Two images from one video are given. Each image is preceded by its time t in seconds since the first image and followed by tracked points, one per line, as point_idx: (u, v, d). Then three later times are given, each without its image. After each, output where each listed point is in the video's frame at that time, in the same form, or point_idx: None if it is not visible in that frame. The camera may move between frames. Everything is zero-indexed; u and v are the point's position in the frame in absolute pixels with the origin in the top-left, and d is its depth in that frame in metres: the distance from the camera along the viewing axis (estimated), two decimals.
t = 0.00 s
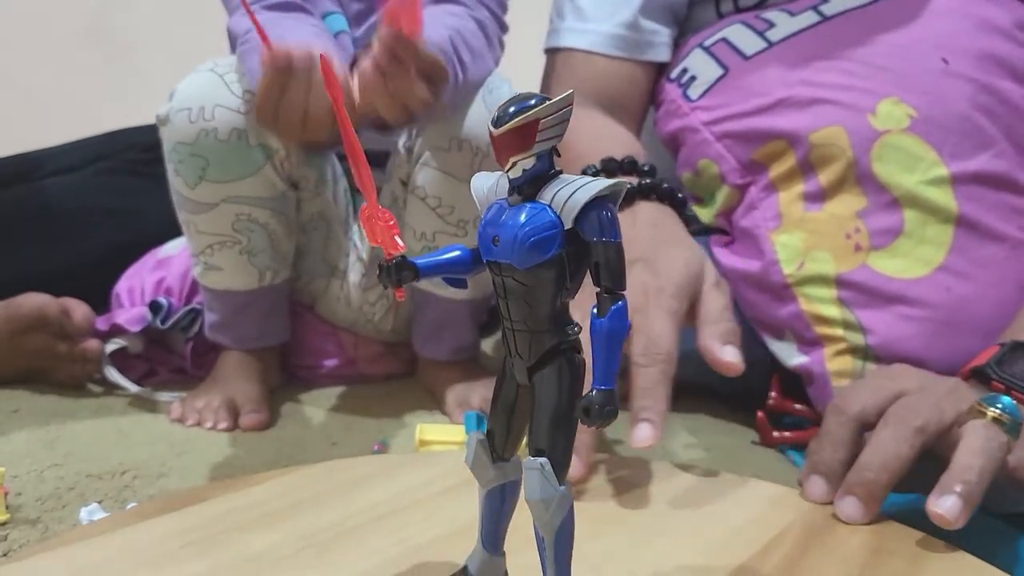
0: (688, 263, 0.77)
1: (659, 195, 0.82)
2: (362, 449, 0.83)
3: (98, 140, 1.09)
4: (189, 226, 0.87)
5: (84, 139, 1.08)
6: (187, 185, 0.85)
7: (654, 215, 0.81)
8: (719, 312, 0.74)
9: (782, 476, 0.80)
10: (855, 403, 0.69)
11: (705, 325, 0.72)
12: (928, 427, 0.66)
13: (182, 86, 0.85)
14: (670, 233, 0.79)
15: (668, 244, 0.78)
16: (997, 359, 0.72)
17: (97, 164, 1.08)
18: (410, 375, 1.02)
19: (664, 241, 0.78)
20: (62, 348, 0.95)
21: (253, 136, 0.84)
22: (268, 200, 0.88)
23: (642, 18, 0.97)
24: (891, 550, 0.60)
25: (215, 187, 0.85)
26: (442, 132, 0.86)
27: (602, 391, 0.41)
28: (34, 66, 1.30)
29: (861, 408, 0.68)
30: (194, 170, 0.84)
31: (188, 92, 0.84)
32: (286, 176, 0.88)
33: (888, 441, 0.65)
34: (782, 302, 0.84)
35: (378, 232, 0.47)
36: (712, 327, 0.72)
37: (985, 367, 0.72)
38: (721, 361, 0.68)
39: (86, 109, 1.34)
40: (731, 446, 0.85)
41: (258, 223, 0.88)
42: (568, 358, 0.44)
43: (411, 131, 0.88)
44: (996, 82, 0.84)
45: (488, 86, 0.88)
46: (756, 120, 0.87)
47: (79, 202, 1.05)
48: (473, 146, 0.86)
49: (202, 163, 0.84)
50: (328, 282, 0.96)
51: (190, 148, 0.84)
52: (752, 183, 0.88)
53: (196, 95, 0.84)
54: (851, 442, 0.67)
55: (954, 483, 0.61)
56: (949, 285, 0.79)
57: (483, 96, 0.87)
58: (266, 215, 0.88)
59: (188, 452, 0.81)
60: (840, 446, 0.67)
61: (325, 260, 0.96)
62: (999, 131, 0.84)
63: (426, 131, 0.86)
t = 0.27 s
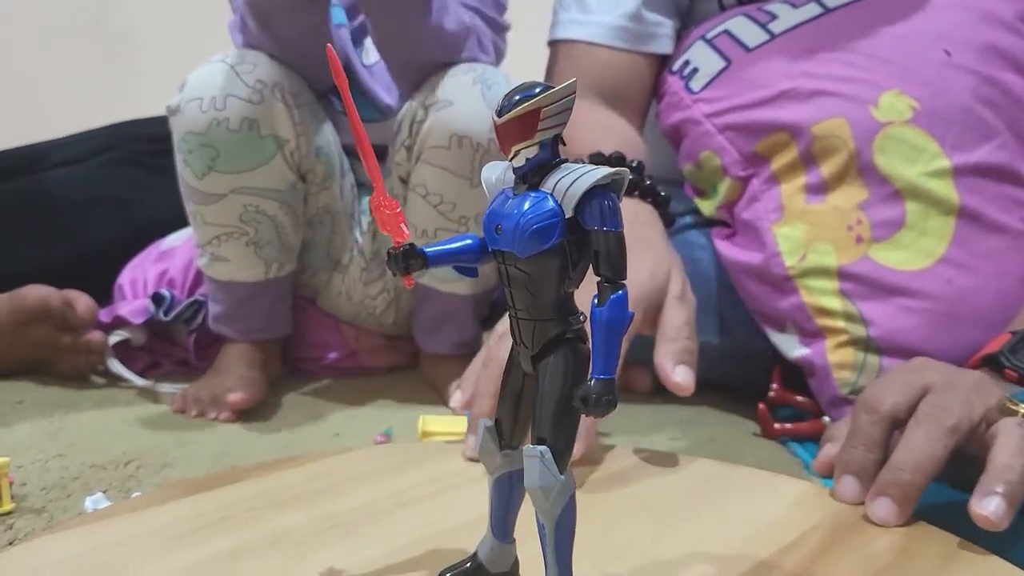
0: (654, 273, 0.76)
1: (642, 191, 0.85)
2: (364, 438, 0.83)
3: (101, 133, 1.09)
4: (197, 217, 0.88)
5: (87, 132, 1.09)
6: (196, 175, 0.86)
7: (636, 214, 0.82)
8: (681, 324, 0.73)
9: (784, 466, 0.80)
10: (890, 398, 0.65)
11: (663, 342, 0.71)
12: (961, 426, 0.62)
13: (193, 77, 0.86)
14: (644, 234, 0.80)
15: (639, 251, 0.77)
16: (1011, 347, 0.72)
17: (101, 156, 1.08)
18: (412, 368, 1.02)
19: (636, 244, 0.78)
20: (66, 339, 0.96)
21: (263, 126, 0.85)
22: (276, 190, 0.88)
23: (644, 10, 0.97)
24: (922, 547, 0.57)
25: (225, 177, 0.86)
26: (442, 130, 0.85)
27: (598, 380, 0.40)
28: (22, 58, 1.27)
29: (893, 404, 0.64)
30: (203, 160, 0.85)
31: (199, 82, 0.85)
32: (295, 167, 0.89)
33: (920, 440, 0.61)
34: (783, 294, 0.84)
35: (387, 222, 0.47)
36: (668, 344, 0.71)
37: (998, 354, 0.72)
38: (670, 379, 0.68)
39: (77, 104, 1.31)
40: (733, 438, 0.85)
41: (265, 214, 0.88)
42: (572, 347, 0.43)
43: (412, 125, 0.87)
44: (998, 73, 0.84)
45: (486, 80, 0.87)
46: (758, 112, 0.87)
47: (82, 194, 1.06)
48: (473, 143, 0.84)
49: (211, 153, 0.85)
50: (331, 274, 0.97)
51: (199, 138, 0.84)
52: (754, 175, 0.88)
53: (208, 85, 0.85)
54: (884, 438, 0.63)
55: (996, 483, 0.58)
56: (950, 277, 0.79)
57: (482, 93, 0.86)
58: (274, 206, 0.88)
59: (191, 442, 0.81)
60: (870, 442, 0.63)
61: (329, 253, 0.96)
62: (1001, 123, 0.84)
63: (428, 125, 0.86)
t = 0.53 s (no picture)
0: (674, 265, 0.76)
1: (656, 183, 0.84)
2: (366, 429, 0.83)
3: (102, 125, 1.09)
4: (196, 207, 0.88)
5: (88, 124, 1.09)
6: (195, 164, 0.86)
7: (649, 206, 0.82)
8: (702, 317, 0.72)
9: (785, 456, 0.80)
10: (905, 382, 0.65)
11: (684, 335, 0.71)
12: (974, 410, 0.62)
13: (192, 66, 0.87)
14: (661, 228, 0.80)
15: (656, 244, 0.77)
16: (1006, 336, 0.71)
17: (102, 148, 1.08)
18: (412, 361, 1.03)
19: (651, 238, 0.78)
20: (68, 331, 0.96)
21: (262, 115, 0.86)
22: (275, 180, 0.88)
23: (645, 4, 0.97)
24: (932, 540, 0.56)
25: (223, 166, 0.86)
26: (444, 122, 0.85)
27: (598, 368, 0.40)
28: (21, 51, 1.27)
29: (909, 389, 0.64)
30: (202, 149, 0.85)
31: (199, 72, 0.86)
32: (293, 157, 0.89)
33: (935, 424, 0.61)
34: (784, 286, 0.84)
35: (394, 208, 0.47)
36: (691, 337, 0.70)
37: (995, 343, 0.71)
38: (697, 372, 0.67)
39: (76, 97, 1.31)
40: (733, 429, 0.85)
41: (264, 204, 0.88)
42: (575, 335, 0.43)
43: (414, 117, 0.87)
44: (998, 66, 0.85)
45: (487, 72, 0.87)
46: (758, 104, 0.87)
47: (82, 186, 1.06)
48: (474, 134, 0.85)
49: (210, 143, 0.85)
50: (332, 267, 0.97)
51: (198, 127, 0.85)
52: (754, 168, 0.88)
53: (206, 75, 0.85)
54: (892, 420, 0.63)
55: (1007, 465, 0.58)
56: (951, 269, 0.79)
57: (484, 83, 0.86)
58: (272, 196, 0.89)
59: (193, 433, 0.81)
60: (874, 427, 0.63)
61: (330, 246, 0.96)
62: (1001, 115, 0.84)
63: (429, 116, 0.86)
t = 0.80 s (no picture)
0: (695, 259, 0.76)
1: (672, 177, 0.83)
2: (367, 422, 0.83)
3: (103, 119, 1.09)
4: (199, 201, 0.88)
5: (90, 118, 1.09)
6: (198, 158, 0.86)
7: (666, 201, 0.82)
8: (724, 311, 0.72)
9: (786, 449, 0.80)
10: (823, 362, 0.71)
11: (709, 329, 0.70)
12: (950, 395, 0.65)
13: (195, 60, 0.87)
14: (680, 224, 0.80)
15: (676, 238, 0.77)
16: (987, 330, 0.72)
17: (103, 142, 1.08)
18: (413, 355, 1.03)
19: (670, 233, 0.78)
20: (69, 325, 0.96)
21: (265, 109, 0.86)
22: (278, 174, 0.88)
23: None
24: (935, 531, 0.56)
25: (226, 160, 0.86)
26: (446, 115, 0.85)
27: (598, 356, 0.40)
28: (26, 47, 1.28)
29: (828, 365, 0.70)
30: (206, 143, 0.85)
31: (202, 65, 0.86)
32: (296, 151, 0.89)
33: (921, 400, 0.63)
34: (785, 280, 0.84)
35: (404, 196, 0.48)
36: (715, 328, 0.70)
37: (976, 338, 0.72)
38: (720, 366, 0.67)
39: (78, 89, 1.31)
40: (734, 422, 0.86)
41: (267, 198, 0.89)
42: (579, 325, 0.43)
43: (416, 111, 0.88)
44: (1000, 60, 0.85)
45: (489, 65, 0.87)
46: (759, 99, 0.87)
47: (83, 180, 1.06)
48: (476, 127, 0.85)
49: (213, 136, 0.85)
50: (333, 261, 0.97)
51: (201, 121, 0.85)
52: (755, 162, 0.88)
53: (209, 68, 0.85)
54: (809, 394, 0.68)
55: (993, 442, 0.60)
56: (951, 263, 0.79)
57: (485, 77, 0.86)
58: (275, 190, 0.89)
59: (195, 426, 0.81)
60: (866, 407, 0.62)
61: (332, 240, 0.96)
62: (1002, 110, 0.84)
63: (432, 110, 0.86)
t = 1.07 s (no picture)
0: (712, 246, 0.76)
1: (681, 167, 0.83)
2: (368, 414, 0.83)
3: (103, 113, 1.09)
4: (200, 194, 0.88)
5: (91, 111, 1.09)
6: (199, 151, 0.86)
7: (678, 190, 0.81)
8: (742, 298, 0.74)
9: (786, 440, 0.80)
10: (811, 365, 0.71)
11: (732, 315, 0.72)
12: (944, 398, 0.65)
13: (197, 52, 0.86)
14: (693, 210, 0.79)
15: (692, 224, 0.77)
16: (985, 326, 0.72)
17: (102, 136, 1.08)
18: (413, 349, 1.03)
19: (686, 219, 0.78)
20: (68, 318, 0.96)
21: (267, 102, 0.85)
22: (279, 168, 0.88)
23: None
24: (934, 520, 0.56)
25: (227, 153, 0.86)
26: (446, 108, 0.85)
27: (591, 345, 0.40)
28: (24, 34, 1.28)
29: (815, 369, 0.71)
30: (207, 136, 0.85)
31: (204, 57, 0.86)
32: (297, 145, 0.89)
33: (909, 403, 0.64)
34: (785, 273, 0.84)
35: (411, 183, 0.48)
36: (736, 316, 0.71)
37: (973, 333, 0.72)
38: (743, 352, 0.68)
39: (78, 81, 1.31)
40: (734, 415, 0.86)
41: (268, 191, 0.88)
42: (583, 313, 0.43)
43: (416, 103, 0.88)
44: (999, 53, 0.85)
45: (490, 58, 0.88)
46: (759, 91, 0.87)
47: (82, 174, 1.06)
48: (476, 119, 0.85)
49: (215, 129, 0.85)
50: (333, 255, 0.97)
51: (202, 113, 0.85)
52: (755, 155, 0.88)
53: (211, 61, 0.85)
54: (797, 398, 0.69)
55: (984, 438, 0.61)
56: (952, 256, 0.79)
57: (487, 69, 0.87)
58: (276, 183, 0.89)
59: (195, 418, 0.81)
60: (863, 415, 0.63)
61: (332, 233, 0.96)
62: (1002, 103, 0.84)
63: (432, 102, 0.86)
